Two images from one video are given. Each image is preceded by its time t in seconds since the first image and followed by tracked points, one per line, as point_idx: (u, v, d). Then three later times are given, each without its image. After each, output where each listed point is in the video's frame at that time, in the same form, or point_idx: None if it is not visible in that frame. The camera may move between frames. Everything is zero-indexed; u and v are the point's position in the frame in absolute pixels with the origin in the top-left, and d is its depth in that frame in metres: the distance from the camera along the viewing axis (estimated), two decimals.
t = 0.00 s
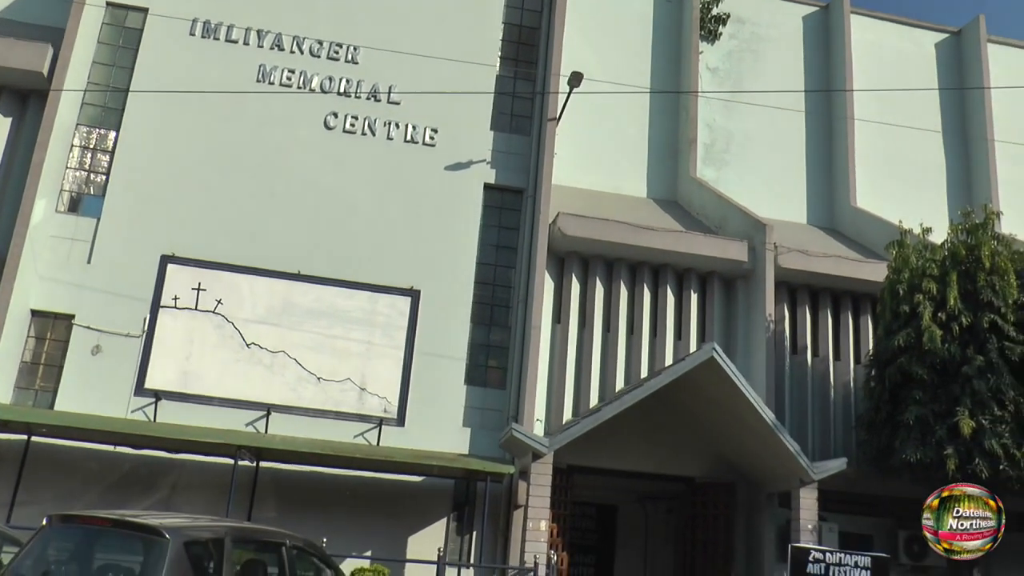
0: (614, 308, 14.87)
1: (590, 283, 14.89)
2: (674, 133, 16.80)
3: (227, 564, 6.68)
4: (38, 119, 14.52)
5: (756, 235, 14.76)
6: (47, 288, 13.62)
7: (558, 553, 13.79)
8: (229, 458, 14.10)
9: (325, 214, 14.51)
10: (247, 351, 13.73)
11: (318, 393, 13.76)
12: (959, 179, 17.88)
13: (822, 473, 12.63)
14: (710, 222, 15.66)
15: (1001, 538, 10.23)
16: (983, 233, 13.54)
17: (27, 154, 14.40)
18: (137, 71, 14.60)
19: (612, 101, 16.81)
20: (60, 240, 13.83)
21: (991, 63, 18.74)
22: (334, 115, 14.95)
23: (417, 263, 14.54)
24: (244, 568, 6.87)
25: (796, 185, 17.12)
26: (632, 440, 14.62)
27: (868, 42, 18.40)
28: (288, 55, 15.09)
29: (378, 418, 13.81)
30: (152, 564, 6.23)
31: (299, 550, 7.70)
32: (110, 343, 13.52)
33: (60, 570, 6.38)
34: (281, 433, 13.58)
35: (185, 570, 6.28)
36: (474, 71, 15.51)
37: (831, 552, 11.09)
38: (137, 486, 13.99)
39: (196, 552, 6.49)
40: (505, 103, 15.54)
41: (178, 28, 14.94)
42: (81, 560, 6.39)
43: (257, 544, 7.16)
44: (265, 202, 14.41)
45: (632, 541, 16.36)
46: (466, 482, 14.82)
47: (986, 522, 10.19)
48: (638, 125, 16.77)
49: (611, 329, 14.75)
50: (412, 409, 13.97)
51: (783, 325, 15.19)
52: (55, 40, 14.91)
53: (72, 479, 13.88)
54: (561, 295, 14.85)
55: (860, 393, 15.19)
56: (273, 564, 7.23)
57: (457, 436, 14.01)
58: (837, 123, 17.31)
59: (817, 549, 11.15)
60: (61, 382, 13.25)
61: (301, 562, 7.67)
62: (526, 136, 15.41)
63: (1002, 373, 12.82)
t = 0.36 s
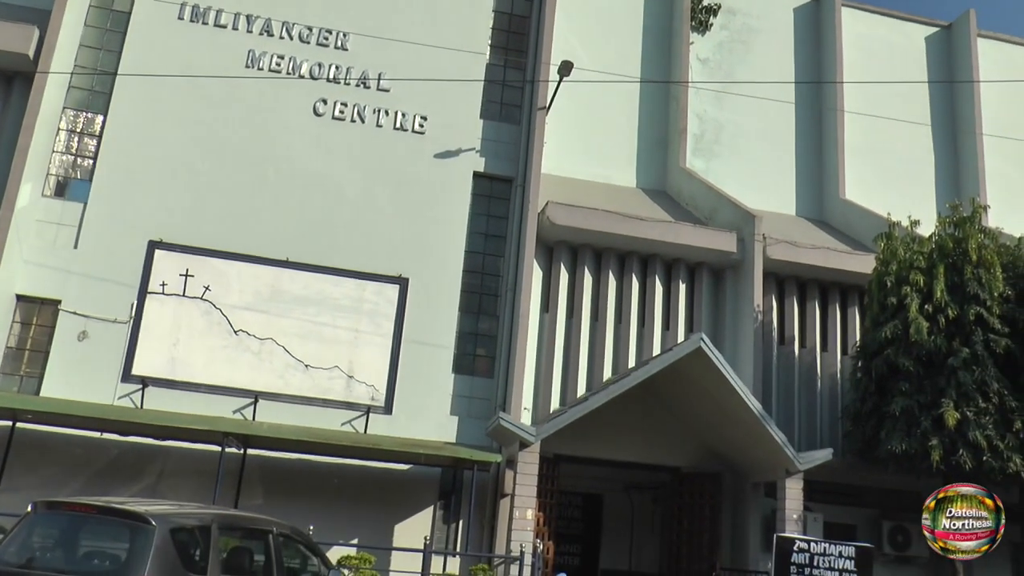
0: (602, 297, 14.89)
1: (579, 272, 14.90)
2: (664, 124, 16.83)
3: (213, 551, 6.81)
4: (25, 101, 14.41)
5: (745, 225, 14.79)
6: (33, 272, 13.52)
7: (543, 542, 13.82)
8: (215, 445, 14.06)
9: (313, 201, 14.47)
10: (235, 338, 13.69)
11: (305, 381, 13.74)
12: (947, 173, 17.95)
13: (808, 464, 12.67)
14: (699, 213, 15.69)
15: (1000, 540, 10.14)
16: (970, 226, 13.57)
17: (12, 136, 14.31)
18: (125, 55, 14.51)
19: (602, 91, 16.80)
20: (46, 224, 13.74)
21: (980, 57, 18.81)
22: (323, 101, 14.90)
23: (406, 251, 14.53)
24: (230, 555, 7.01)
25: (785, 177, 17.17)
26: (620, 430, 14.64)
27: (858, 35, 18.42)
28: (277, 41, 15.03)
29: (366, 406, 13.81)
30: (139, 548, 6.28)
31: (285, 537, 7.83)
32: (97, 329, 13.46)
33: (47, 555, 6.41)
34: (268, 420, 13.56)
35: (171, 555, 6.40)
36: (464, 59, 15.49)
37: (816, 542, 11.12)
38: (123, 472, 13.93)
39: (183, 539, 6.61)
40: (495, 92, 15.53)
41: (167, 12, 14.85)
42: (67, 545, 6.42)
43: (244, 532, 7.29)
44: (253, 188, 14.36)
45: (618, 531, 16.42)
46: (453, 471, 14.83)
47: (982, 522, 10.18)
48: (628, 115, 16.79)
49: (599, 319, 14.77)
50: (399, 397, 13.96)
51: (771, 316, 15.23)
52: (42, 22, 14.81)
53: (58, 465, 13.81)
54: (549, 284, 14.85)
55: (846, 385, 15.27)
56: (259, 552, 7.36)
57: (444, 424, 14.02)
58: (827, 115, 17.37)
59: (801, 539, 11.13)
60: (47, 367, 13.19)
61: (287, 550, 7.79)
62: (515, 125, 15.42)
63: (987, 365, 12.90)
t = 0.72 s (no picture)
0: (592, 283, 14.90)
1: (568, 259, 14.90)
2: (651, 110, 16.84)
3: (206, 543, 7.18)
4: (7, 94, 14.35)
5: (734, 210, 14.81)
6: (19, 268, 13.43)
7: (537, 529, 13.85)
8: (208, 438, 14.03)
9: (301, 192, 14.44)
10: (225, 330, 13.66)
11: (296, 372, 13.73)
12: (934, 155, 18.00)
13: (799, 447, 12.72)
14: (688, 198, 15.70)
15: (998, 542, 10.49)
16: (957, 208, 13.63)
17: None
18: (108, 47, 14.42)
19: (589, 77, 16.78)
20: (32, 219, 13.64)
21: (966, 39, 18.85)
22: (309, 92, 14.85)
23: (395, 241, 14.52)
24: (224, 547, 7.38)
25: (772, 161, 17.20)
26: (612, 416, 14.66)
27: (845, 18, 18.41)
28: (262, 32, 14.97)
29: (358, 396, 13.81)
30: (133, 544, 6.64)
31: (279, 529, 8.16)
32: (86, 323, 13.39)
33: (40, 552, 6.74)
34: (259, 412, 13.55)
35: (164, 548, 6.75)
36: (451, 47, 15.47)
37: (807, 524, 11.22)
38: (115, 467, 13.89)
39: (177, 532, 6.95)
40: (482, 80, 15.52)
41: (150, 4, 14.76)
42: (59, 541, 6.77)
43: (239, 524, 7.66)
44: (240, 179, 14.31)
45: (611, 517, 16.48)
46: (445, 460, 14.84)
47: (978, 522, 10.59)
48: (615, 102, 16.78)
49: (589, 305, 14.79)
50: (390, 386, 13.97)
51: (761, 300, 15.27)
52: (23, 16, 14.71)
53: (50, 461, 13.75)
54: (539, 272, 14.85)
55: (836, 367, 15.34)
56: (252, 543, 7.73)
57: (436, 413, 14.03)
58: (814, 99, 17.41)
59: (793, 521, 11.28)
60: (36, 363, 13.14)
61: (281, 541, 8.14)
62: (502, 113, 15.41)
63: (975, 346, 12.97)
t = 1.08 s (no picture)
0: (581, 270, 14.91)
1: (557, 247, 14.90)
2: (639, 97, 16.86)
3: (197, 534, 7.18)
4: None
5: (722, 196, 14.82)
6: (5, 259, 13.34)
7: (527, 516, 13.89)
8: (198, 429, 13.99)
9: (289, 181, 14.40)
10: (214, 320, 13.62)
11: (286, 361, 13.71)
12: (921, 140, 18.07)
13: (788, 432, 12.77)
14: (676, 185, 15.72)
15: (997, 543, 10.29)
16: (945, 193, 13.67)
17: None
18: (93, 36, 14.31)
19: (577, 65, 16.76)
20: (17, 210, 13.54)
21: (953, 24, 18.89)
22: (296, 81, 14.80)
23: (384, 229, 14.50)
24: (215, 538, 7.38)
25: (761, 147, 17.24)
26: (602, 403, 14.69)
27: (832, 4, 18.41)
28: (248, 20, 14.89)
29: (348, 385, 13.81)
30: (124, 535, 6.63)
31: (271, 519, 8.17)
32: (74, 314, 13.33)
33: (30, 545, 6.76)
34: (249, 402, 13.53)
35: (155, 539, 6.74)
36: (438, 35, 15.43)
37: (797, 508, 11.24)
38: (105, 459, 13.83)
39: (168, 523, 6.95)
40: (469, 68, 15.50)
41: None
42: (50, 533, 6.77)
43: (230, 514, 7.65)
44: (228, 169, 14.25)
45: (602, 504, 16.55)
46: (436, 448, 14.86)
47: (974, 523, 10.44)
48: (603, 89, 16.78)
49: (578, 292, 14.81)
50: (380, 375, 13.97)
51: (749, 286, 15.31)
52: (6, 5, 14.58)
53: (39, 454, 13.67)
54: (528, 260, 14.85)
55: (825, 352, 15.41)
56: (244, 534, 7.74)
57: (426, 401, 14.04)
58: (802, 85, 17.44)
59: (783, 505, 11.27)
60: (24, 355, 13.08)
61: (272, 532, 8.15)
62: (490, 101, 15.40)
63: (962, 330, 13.04)
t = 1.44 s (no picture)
0: (572, 257, 14.91)
1: (548, 234, 14.89)
2: (630, 84, 16.85)
3: (189, 522, 7.17)
4: None
5: (713, 183, 14.82)
6: None
7: (519, 504, 13.92)
8: (188, 417, 13.96)
9: (278, 168, 14.34)
10: (204, 308, 13.58)
11: (276, 349, 13.68)
12: (912, 128, 18.09)
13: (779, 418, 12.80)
14: (667, 172, 15.72)
15: (991, 543, 10.31)
16: (935, 179, 13.65)
17: None
18: (79, 23, 14.21)
19: (567, 52, 16.72)
20: (5, 198, 13.46)
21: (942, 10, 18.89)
22: (286, 68, 14.73)
23: (374, 217, 14.47)
24: (207, 526, 7.38)
25: (751, 135, 17.25)
26: (592, 390, 14.70)
27: None
28: (236, 7, 14.81)
29: (339, 373, 13.79)
30: (115, 524, 6.60)
31: (262, 507, 8.18)
32: (63, 303, 13.26)
33: (19, 533, 6.76)
34: (240, 390, 13.51)
35: (146, 527, 6.72)
36: (428, 22, 15.37)
37: (787, 494, 11.25)
38: (95, 447, 13.78)
39: (159, 511, 6.92)
40: (459, 55, 15.46)
41: None
42: (40, 522, 6.76)
43: (220, 503, 7.65)
44: (217, 156, 14.18)
45: (593, 490, 16.60)
46: (427, 435, 14.86)
47: (967, 524, 10.51)
48: (593, 76, 16.76)
49: (569, 280, 14.81)
50: (371, 363, 13.96)
51: (740, 273, 15.32)
52: None
53: (29, 443, 13.61)
54: (519, 247, 14.84)
55: (815, 339, 15.46)
56: (235, 522, 7.75)
57: (417, 389, 14.03)
58: (793, 72, 17.43)
59: (773, 492, 11.25)
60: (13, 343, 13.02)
61: (263, 520, 8.16)
62: (480, 88, 15.37)
63: (952, 316, 13.07)
